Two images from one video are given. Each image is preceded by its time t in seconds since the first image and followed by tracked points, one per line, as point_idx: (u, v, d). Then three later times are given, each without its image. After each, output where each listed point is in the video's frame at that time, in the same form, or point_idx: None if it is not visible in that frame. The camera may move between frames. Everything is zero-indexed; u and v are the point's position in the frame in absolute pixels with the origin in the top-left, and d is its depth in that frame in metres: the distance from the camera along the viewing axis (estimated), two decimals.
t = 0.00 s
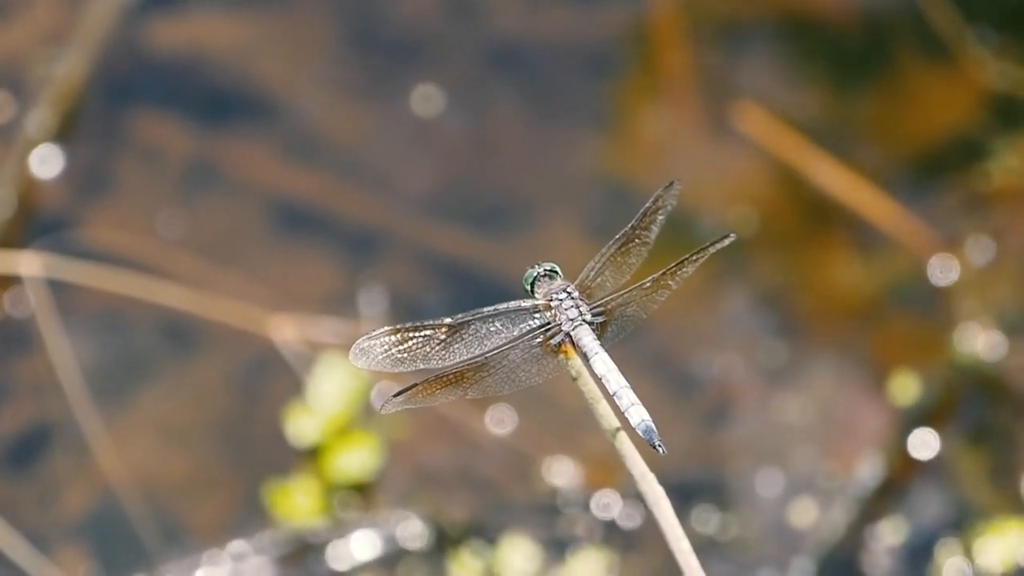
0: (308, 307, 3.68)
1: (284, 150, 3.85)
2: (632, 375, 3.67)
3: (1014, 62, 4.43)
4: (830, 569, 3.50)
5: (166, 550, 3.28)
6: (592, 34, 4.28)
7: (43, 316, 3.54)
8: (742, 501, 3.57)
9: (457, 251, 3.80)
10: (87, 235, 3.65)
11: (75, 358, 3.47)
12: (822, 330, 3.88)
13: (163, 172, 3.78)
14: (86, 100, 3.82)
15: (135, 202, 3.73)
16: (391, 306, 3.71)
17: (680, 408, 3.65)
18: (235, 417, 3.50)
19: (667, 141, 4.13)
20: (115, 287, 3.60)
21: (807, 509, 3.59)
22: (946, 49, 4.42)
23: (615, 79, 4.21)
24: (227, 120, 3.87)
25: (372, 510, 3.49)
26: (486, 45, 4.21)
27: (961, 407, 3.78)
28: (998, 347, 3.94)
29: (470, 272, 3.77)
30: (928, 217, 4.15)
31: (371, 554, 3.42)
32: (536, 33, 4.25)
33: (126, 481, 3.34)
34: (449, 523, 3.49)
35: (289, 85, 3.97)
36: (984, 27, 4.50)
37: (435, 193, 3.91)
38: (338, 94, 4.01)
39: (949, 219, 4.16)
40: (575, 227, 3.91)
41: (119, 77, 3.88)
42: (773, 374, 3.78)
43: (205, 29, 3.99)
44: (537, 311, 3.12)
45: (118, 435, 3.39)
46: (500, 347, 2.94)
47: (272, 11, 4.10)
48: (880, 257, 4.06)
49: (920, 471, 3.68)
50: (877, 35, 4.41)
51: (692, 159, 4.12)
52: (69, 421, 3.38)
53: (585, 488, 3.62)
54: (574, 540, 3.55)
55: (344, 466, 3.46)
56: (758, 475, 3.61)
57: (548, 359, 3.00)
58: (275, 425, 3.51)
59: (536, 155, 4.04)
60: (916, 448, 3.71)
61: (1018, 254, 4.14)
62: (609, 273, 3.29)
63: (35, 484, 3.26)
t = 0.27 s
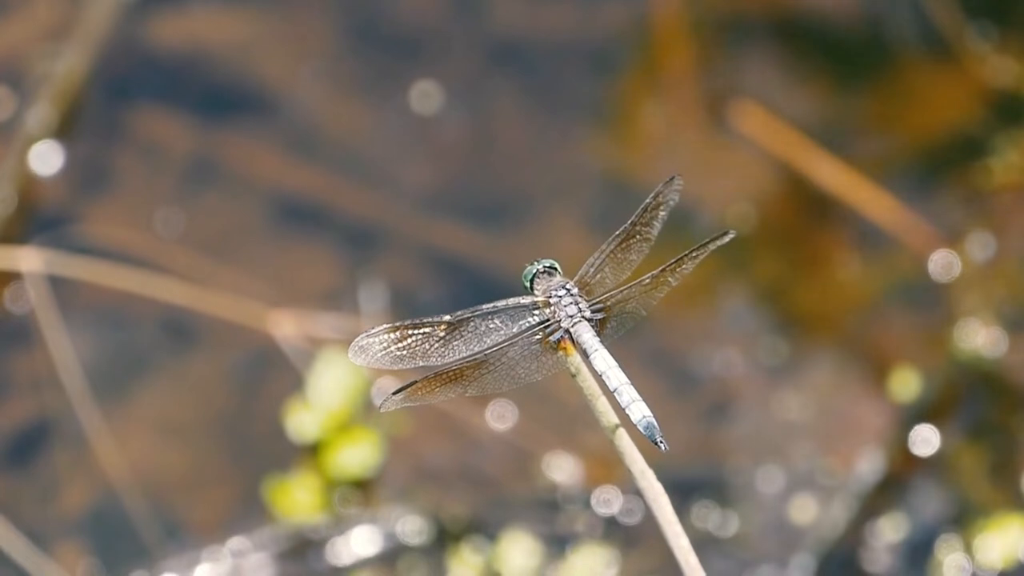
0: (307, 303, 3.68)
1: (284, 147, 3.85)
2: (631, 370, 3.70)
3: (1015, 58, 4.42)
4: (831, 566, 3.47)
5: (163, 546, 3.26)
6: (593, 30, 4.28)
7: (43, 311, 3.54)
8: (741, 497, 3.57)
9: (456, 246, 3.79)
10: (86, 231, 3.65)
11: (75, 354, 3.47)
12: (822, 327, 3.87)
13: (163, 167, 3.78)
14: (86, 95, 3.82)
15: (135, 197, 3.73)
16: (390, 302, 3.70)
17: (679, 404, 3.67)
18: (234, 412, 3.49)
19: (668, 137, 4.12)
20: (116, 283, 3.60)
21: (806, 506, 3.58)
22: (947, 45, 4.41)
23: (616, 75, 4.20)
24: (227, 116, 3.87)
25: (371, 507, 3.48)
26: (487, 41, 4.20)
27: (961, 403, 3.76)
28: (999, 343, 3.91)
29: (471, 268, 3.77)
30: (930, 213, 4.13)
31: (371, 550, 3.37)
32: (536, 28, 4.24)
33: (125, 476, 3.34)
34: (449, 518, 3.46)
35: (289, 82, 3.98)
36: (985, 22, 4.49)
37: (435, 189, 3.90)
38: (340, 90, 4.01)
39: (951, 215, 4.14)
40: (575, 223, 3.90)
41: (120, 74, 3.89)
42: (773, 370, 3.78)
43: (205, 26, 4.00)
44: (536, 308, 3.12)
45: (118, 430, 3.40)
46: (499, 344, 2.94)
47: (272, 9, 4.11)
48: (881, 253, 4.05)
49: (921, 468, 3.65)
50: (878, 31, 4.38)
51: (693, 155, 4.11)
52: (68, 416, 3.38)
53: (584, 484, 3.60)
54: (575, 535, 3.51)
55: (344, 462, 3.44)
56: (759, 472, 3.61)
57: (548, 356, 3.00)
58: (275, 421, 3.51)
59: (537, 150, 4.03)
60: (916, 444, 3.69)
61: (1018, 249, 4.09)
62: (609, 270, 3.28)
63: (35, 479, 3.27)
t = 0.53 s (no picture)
0: (306, 298, 3.68)
1: (284, 143, 3.85)
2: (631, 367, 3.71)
3: (1015, 53, 4.41)
4: (832, 563, 3.45)
5: (163, 542, 3.26)
6: (593, 27, 4.28)
7: (43, 307, 3.54)
8: (742, 493, 3.56)
9: (456, 242, 3.78)
10: (86, 227, 3.65)
11: (75, 350, 3.47)
12: (822, 323, 3.88)
13: (163, 163, 3.77)
14: (86, 92, 3.82)
15: (135, 194, 3.73)
16: (390, 298, 3.70)
17: (678, 399, 3.67)
18: (234, 409, 3.49)
19: (667, 133, 4.12)
20: (116, 280, 3.60)
21: (806, 502, 3.57)
22: (945, 42, 4.43)
23: (616, 71, 4.20)
24: (227, 112, 3.87)
25: (371, 503, 3.47)
26: (487, 37, 4.21)
27: (961, 398, 3.75)
28: (999, 337, 3.90)
29: (470, 263, 3.75)
30: (930, 209, 4.14)
31: (373, 546, 3.39)
32: (536, 24, 4.24)
33: (125, 472, 3.34)
34: (448, 515, 3.46)
35: (289, 78, 3.97)
36: (984, 16, 4.49)
37: (435, 185, 3.90)
38: (339, 86, 4.01)
39: (951, 210, 4.14)
40: (575, 219, 3.90)
41: (120, 70, 3.89)
42: (772, 366, 3.78)
43: (205, 22, 4.00)
44: (537, 304, 3.11)
45: (118, 427, 3.39)
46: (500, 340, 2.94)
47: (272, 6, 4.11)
48: (881, 248, 4.04)
49: (920, 464, 3.64)
50: (876, 27, 4.39)
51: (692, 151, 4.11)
52: (68, 412, 3.38)
53: (584, 480, 3.61)
54: (575, 532, 3.52)
55: (345, 458, 3.43)
56: (759, 467, 3.61)
57: (549, 352, 3.00)
58: (274, 418, 3.50)
59: (536, 146, 4.03)
60: (916, 441, 3.67)
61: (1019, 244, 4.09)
62: (610, 266, 3.27)
63: (35, 476, 3.27)
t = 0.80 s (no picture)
0: (305, 295, 3.67)
1: (284, 139, 3.84)
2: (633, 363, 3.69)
3: (1016, 50, 4.43)
4: (831, 559, 3.48)
5: (164, 540, 3.27)
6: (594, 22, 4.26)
7: (43, 304, 3.53)
8: (742, 490, 3.56)
9: (457, 239, 3.78)
10: (87, 224, 3.65)
11: (75, 346, 3.47)
12: (823, 319, 3.87)
13: (164, 160, 3.77)
14: (87, 88, 3.81)
15: (135, 190, 3.72)
16: (391, 295, 3.70)
17: (680, 396, 3.67)
18: (235, 406, 3.49)
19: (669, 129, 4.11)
20: (117, 276, 3.59)
21: (807, 498, 3.58)
22: (948, 38, 4.43)
23: (617, 68, 4.20)
24: (227, 109, 3.87)
25: (372, 499, 3.47)
26: (488, 34, 4.20)
27: (962, 395, 3.77)
28: (1000, 334, 3.92)
29: (471, 260, 3.76)
30: (932, 205, 4.13)
31: (373, 543, 3.40)
32: (537, 21, 4.23)
33: (125, 469, 3.34)
34: (450, 511, 3.47)
35: (290, 74, 3.97)
36: (986, 14, 4.51)
37: (435, 181, 3.89)
38: (340, 83, 4.01)
39: (953, 207, 4.14)
40: (576, 216, 3.90)
41: (120, 67, 3.88)
42: (773, 362, 3.78)
43: (206, 19, 3.99)
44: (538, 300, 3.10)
45: (118, 424, 3.39)
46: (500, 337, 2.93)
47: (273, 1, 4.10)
48: (882, 245, 4.04)
49: (921, 461, 3.66)
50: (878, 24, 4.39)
51: (694, 146, 4.09)
52: (69, 409, 3.38)
53: (585, 476, 3.61)
54: (576, 528, 3.54)
55: (345, 455, 3.43)
56: (759, 464, 3.61)
57: (549, 349, 3.00)
58: (275, 414, 3.50)
59: (537, 143, 4.02)
60: (917, 437, 3.69)
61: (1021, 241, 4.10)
62: (611, 262, 3.27)
63: (35, 472, 3.27)
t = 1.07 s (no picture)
0: (304, 293, 3.68)
1: (284, 137, 3.84)
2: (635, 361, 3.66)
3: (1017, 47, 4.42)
4: (832, 556, 3.49)
5: (166, 538, 3.27)
6: (594, 21, 4.27)
7: (44, 301, 3.53)
8: (743, 487, 3.57)
9: (458, 237, 3.79)
10: (88, 222, 3.65)
11: (76, 344, 3.46)
12: (824, 318, 3.87)
13: (164, 158, 3.77)
14: (88, 86, 3.81)
15: (136, 188, 3.72)
16: (391, 293, 3.70)
17: (681, 393, 3.66)
18: (235, 403, 3.49)
19: (668, 127, 4.11)
20: (117, 274, 3.59)
21: (808, 495, 3.60)
22: (949, 35, 4.41)
23: (617, 66, 4.20)
24: (227, 107, 3.86)
25: (373, 497, 3.48)
26: (487, 32, 4.20)
27: (963, 392, 3.78)
28: (1000, 331, 3.95)
29: (471, 258, 3.76)
30: (933, 203, 4.14)
31: (373, 542, 3.42)
32: (536, 20, 4.24)
33: (126, 467, 3.34)
34: (451, 509, 3.48)
35: (290, 72, 3.97)
36: (987, 10, 4.49)
37: (435, 178, 3.89)
38: (340, 80, 4.01)
39: (953, 205, 4.16)
40: (576, 214, 3.90)
41: (120, 64, 3.88)
42: (775, 360, 3.78)
43: (205, 17, 3.99)
44: (539, 298, 3.11)
45: (119, 421, 3.39)
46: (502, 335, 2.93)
47: None
48: (883, 242, 4.05)
49: (922, 458, 3.67)
50: (879, 21, 4.37)
51: (693, 145, 4.10)
52: (69, 407, 3.38)
53: (586, 474, 3.62)
54: (577, 526, 3.55)
55: (347, 453, 3.43)
56: (759, 461, 3.62)
57: (551, 346, 3.00)
58: (277, 412, 3.50)
59: (537, 141, 4.03)
60: (918, 434, 3.70)
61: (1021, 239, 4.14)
62: (612, 259, 3.28)
63: (36, 470, 3.26)
